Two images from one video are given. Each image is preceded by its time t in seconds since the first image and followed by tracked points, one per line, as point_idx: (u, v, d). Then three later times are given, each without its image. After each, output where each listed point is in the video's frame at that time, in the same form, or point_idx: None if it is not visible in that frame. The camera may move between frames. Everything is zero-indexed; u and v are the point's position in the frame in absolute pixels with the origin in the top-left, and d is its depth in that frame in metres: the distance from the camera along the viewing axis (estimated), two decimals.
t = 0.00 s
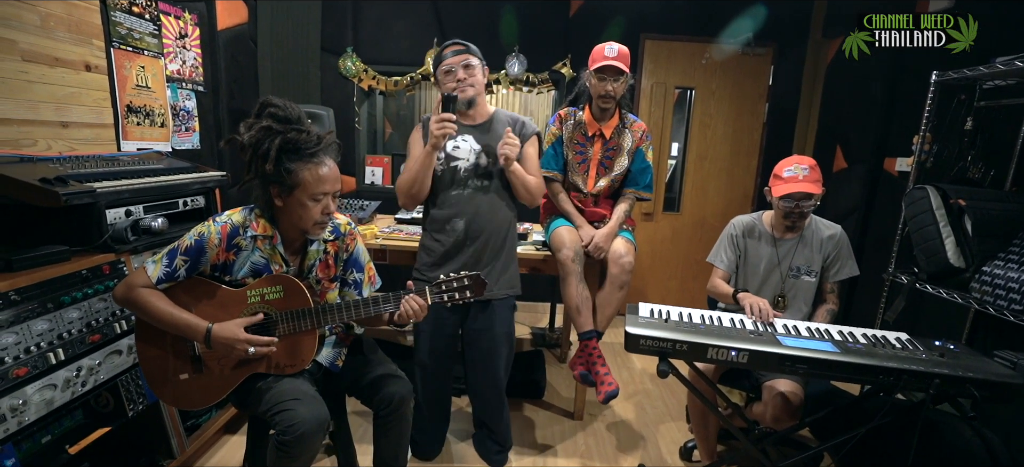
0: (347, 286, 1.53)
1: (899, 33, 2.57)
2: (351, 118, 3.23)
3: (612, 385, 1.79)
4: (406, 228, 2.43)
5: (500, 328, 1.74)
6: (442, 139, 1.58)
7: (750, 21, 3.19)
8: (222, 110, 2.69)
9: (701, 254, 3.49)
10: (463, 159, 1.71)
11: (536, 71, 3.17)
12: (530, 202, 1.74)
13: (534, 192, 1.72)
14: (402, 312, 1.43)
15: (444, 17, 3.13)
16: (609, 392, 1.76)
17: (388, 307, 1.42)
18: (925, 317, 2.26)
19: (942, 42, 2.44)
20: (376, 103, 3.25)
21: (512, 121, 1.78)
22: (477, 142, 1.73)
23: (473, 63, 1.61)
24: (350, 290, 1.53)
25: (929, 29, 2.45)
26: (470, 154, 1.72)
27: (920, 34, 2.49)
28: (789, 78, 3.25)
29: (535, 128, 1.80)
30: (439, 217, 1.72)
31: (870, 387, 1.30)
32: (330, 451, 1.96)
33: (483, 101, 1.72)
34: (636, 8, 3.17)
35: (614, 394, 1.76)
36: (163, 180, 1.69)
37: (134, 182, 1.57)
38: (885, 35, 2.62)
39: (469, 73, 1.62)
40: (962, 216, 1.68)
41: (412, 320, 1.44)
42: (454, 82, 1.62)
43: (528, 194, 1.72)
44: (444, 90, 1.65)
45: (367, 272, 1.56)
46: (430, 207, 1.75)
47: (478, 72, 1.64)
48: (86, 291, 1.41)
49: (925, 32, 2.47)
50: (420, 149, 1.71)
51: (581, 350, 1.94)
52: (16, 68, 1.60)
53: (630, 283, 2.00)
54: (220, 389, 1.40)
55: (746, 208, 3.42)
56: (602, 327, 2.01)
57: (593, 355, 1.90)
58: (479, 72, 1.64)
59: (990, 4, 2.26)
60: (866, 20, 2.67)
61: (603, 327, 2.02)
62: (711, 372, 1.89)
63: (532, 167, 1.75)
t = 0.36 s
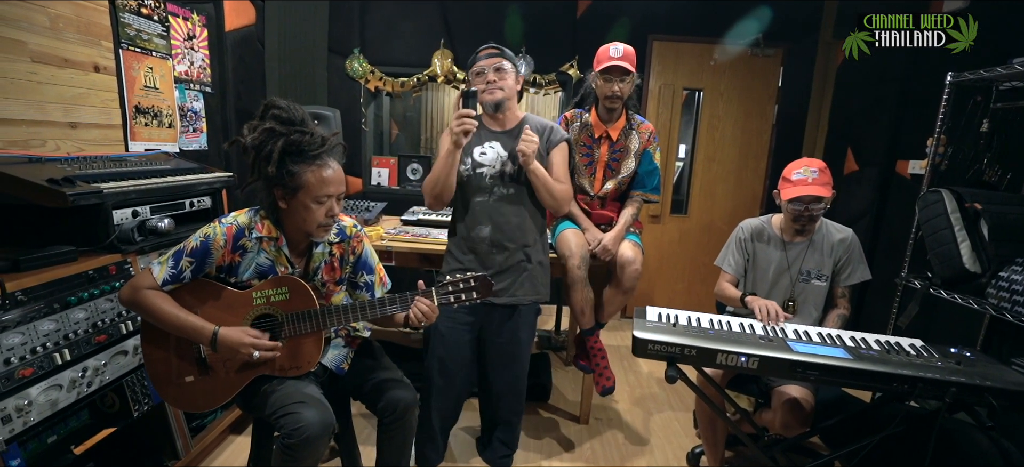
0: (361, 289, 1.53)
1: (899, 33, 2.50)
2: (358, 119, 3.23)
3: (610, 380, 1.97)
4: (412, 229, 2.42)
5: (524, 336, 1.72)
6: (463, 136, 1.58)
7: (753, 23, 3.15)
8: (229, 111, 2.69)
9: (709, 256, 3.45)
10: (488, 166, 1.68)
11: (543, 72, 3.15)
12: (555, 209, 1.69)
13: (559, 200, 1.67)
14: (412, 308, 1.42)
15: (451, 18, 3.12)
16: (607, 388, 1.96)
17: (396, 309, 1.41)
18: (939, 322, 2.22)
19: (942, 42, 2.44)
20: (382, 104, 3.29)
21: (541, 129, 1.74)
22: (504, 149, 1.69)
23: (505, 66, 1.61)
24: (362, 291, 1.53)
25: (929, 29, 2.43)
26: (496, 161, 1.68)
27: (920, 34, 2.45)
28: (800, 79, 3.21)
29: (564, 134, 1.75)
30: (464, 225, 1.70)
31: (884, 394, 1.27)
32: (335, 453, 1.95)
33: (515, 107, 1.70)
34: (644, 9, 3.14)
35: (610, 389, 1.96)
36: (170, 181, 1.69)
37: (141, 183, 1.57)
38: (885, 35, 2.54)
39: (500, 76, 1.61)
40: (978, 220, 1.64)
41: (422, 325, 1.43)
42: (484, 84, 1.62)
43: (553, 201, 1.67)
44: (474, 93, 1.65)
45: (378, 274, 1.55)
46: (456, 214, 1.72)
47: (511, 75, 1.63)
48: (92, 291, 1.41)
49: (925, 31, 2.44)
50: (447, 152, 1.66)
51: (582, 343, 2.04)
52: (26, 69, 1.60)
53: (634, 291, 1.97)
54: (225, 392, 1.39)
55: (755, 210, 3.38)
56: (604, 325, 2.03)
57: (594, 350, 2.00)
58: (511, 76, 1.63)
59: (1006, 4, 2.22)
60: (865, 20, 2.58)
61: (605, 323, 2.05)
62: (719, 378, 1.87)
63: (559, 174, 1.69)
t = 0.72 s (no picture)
0: (372, 288, 1.52)
1: (899, 33, 2.44)
2: (367, 121, 3.23)
3: (629, 394, 1.77)
4: (420, 231, 2.41)
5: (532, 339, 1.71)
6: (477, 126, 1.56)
7: (758, 25, 3.13)
8: (239, 113, 2.71)
9: (720, 258, 3.42)
10: (504, 163, 1.65)
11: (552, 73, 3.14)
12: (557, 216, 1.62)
13: (561, 206, 1.60)
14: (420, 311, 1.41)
15: (459, 20, 3.11)
16: (626, 402, 1.75)
17: (401, 313, 1.40)
18: (957, 326, 2.17)
19: (942, 42, 2.42)
20: (391, 105, 3.30)
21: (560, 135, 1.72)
22: (521, 149, 1.66)
23: (523, 68, 1.58)
24: (373, 291, 1.53)
25: (929, 29, 2.39)
26: (510, 160, 1.65)
27: (920, 34, 2.41)
28: (812, 79, 3.17)
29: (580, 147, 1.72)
30: (471, 219, 1.69)
31: (902, 401, 1.25)
32: (343, 455, 1.95)
33: (538, 111, 1.68)
34: (654, 9, 3.12)
35: (631, 403, 1.74)
36: (181, 183, 1.70)
37: (151, 185, 1.58)
38: (885, 35, 2.48)
39: (517, 77, 1.59)
40: (999, 222, 1.60)
41: (431, 325, 1.41)
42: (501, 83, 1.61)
43: (554, 203, 1.59)
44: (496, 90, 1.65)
45: (389, 272, 1.55)
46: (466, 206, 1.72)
47: (530, 79, 1.59)
48: (104, 292, 1.42)
49: (925, 31, 2.39)
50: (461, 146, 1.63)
51: (596, 356, 1.92)
52: (40, 72, 1.62)
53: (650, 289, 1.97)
54: (233, 393, 1.39)
55: (767, 211, 3.34)
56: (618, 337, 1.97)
57: (608, 363, 1.88)
58: (527, 79, 1.59)
59: None
60: (865, 19, 2.53)
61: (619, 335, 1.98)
62: (730, 382, 1.84)
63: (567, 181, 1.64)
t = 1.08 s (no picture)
0: (384, 288, 1.52)
1: (899, 33, 2.32)
2: (376, 119, 3.24)
3: (634, 394, 1.85)
4: (429, 230, 2.40)
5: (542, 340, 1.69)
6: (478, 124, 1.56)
7: (768, 25, 3.10)
8: (249, 111, 2.72)
9: (731, 259, 3.38)
10: (496, 159, 1.61)
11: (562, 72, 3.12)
12: (546, 213, 1.62)
13: (552, 205, 1.60)
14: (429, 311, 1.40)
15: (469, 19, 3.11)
16: (632, 402, 1.83)
17: (408, 314, 1.39)
18: (975, 330, 2.13)
19: (941, 44, 2.33)
20: (400, 104, 3.26)
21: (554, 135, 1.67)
22: (513, 146, 1.61)
23: (519, 66, 1.53)
24: (384, 291, 1.52)
25: (929, 29, 2.28)
26: (503, 156, 1.60)
27: (920, 34, 2.31)
28: (826, 78, 3.12)
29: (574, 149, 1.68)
30: (462, 214, 1.67)
31: (919, 406, 1.22)
32: (351, 454, 1.95)
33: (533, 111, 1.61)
34: (665, 7, 3.09)
35: (636, 404, 1.83)
36: (191, 181, 1.70)
37: (161, 182, 1.58)
38: (885, 35, 2.34)
39: (513, 74, 1.54)
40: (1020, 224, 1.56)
41: (439, 327, 1.40)
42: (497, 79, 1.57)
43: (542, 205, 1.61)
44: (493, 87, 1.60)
45: (398, 273, 1.54)
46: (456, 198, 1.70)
47: (525, 77, 1.54)
48: (114, 290, 1.42)
49: (925, 32, 2.29)
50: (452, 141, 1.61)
51: (602, 353, 1.94)
52: (53, 71, 1.63)
53: (657, 293, 1.94)
54: (242, 392, 1.39)
55: (779, 212, 3.30)
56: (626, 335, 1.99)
57: (615, 362, 1.91)
58: (524, 77, 1.54)
59: None
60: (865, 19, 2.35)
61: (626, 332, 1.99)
62: (741, 384, 1.82)
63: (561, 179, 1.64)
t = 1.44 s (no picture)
0: (385, 286, 1.52)
1: (899, 33, 2.26)
2: (382, 120, 3.25)
3: (641, 390, 1.84)
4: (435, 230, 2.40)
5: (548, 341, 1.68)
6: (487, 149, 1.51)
7: (769, 23, 3.07)
8: (256, 112, 2.73)
9: (739, 259, 3.35)
10: (488, 160, 1.63)
11: (568, 71, 3.11)
12: (536, 213, 1.61)
13: (541, 203, 1.59)
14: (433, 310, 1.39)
15: (475, 18, 3.11)
16: (638, 398, 1.83)
17: (415, 313, 1.39)
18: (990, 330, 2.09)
19: (942, 42, 2.27)
20: (406, 104, 3.28)
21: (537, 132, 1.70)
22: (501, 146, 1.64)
23: (501, 66, 1.55)
24: (385, 289, 1.52)
25: (929, 29, 2.23)
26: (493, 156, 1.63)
27: (921, 34, 2.24)
28: (836, 75, 3.09)
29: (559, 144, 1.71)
30: (454, 217, 1.64)
31: (933, 408, 1.19)
32: (357, 454, 1.95)
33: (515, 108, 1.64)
34: (672, 5, 3.06)
35: (642, 400, 1.82)
36: (198, 181, 1.71)
37: (169, 183, 1.59)
38: (885, 35, 2.29)
39: (495, 74, 1.55)
40: None
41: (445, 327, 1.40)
42: (478, 82, 1.58)
43: (535, 204, 1.59)
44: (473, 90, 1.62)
45: (401, 271, 1.54)
46: (446, 203, 1.66)
47: (507, 75, 1.56)
48: (122, 290, 1.43)
49: (925, 31, 2.23)
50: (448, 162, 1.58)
51: (609, 349, 1.93)
52: (61, 72, 1.64)
53: (663, 294, 1.92)
54: (247, 391, 1.39)
55: (788, 211, 3.27)
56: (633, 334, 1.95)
57: (622, 357, 1.91)
58: (506, 76, 1.56)
59: None
60: (864, 19, 2.35)
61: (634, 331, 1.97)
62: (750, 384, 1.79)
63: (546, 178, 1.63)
